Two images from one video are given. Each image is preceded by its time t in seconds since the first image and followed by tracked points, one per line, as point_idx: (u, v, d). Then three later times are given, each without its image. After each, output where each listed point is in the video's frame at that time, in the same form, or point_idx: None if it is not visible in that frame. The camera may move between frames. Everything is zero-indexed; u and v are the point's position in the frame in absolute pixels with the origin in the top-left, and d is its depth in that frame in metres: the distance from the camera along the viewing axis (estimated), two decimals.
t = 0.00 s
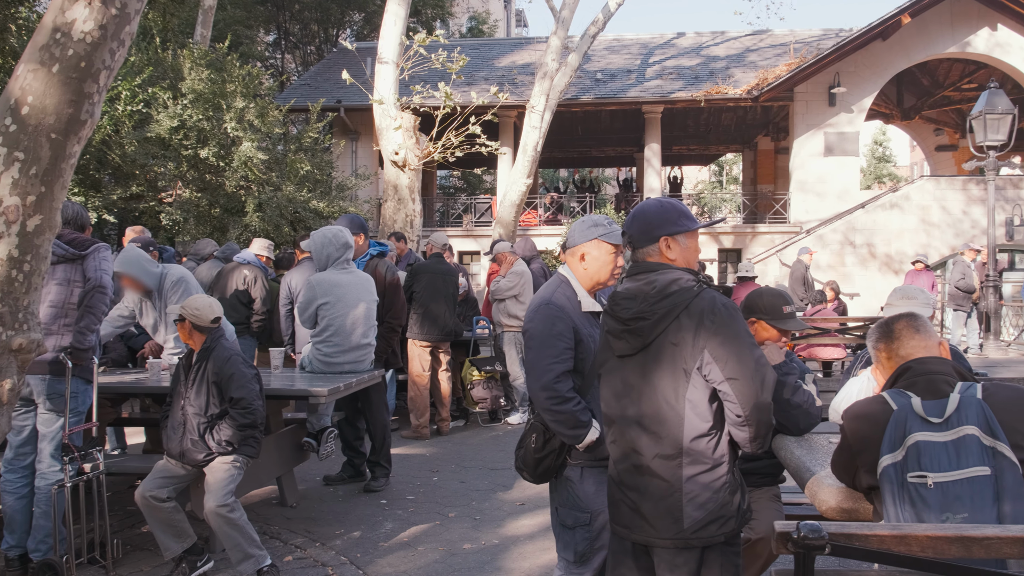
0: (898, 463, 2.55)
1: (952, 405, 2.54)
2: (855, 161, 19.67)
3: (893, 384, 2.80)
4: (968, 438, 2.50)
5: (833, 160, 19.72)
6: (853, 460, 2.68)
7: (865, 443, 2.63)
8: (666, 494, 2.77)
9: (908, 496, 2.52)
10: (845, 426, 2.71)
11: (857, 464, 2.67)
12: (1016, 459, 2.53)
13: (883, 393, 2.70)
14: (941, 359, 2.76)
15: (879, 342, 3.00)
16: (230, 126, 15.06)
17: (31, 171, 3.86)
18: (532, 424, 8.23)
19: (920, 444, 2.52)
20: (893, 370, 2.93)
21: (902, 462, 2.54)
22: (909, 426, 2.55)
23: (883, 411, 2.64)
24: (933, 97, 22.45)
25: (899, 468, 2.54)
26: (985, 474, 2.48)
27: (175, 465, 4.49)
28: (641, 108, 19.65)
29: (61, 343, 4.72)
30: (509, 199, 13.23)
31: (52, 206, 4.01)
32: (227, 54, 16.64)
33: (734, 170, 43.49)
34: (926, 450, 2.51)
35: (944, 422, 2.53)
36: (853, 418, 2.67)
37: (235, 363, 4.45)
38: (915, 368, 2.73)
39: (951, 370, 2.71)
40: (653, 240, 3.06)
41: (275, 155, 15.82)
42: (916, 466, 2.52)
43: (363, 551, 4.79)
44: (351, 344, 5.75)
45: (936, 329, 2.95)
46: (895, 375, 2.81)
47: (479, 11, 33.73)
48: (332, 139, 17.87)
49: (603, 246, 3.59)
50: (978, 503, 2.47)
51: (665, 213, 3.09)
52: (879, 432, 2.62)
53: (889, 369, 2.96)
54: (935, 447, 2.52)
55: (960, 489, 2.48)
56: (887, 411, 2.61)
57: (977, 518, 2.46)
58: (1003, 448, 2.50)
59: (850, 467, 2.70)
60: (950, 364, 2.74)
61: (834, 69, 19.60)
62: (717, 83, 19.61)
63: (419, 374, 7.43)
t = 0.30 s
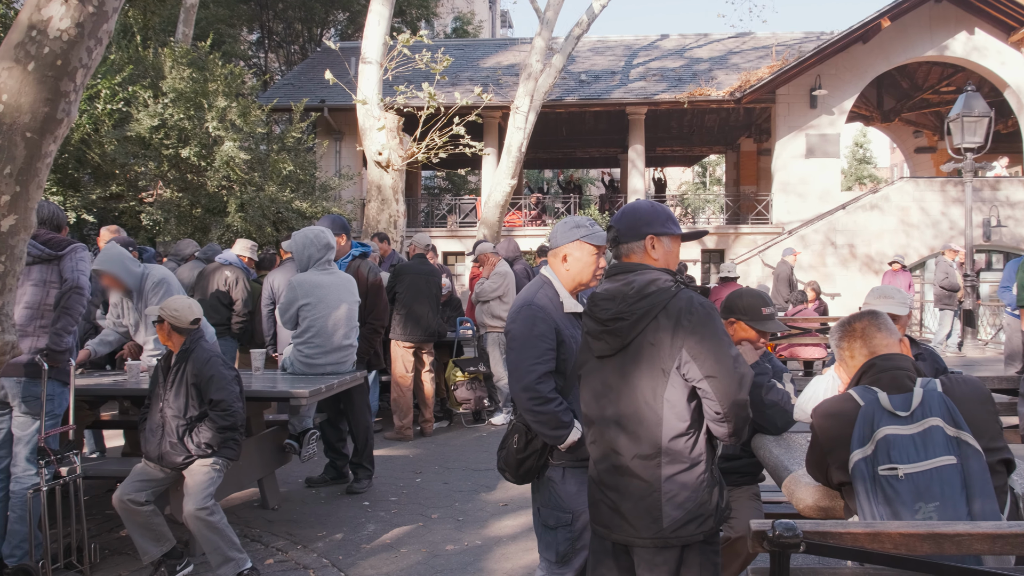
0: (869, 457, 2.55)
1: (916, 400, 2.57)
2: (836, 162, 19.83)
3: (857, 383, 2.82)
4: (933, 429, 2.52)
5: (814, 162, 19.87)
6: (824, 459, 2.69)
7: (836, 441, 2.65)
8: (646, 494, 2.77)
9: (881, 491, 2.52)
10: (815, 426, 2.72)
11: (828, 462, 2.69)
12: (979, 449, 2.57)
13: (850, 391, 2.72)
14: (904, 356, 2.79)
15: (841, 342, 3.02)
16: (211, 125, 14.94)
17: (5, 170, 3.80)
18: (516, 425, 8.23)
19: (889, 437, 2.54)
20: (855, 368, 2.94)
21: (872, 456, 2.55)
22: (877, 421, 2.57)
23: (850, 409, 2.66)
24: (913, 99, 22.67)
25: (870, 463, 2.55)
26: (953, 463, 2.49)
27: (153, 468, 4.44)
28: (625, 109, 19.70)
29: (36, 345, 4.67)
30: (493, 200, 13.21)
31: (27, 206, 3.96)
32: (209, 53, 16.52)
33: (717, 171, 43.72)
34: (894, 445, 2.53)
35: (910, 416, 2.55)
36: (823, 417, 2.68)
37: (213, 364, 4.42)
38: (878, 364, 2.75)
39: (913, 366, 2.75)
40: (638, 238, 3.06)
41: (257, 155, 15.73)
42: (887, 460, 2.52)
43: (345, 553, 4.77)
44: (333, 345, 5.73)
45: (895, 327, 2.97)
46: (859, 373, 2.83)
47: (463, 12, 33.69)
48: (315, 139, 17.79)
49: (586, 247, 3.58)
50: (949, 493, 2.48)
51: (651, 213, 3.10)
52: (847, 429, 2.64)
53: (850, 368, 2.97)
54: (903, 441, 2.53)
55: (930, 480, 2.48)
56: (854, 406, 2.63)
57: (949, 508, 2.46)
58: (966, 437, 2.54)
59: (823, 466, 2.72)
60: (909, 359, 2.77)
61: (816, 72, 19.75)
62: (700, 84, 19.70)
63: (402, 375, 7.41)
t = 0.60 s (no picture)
0: (843, 453, 2.57)
1: (887, 396, 2.60)
2: (819, 164, 19.97)
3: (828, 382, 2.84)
4: (905, 424, 2.55)
5: (797, 164, 20.02)
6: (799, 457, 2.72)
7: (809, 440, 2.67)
8: (627, 495, 2.78)
9: (856, 487, 2.54)
10: (789, 426, 2.75)
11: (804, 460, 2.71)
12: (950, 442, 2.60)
13: (823, 389, 2.74)
14: (873, 355, 2.82)
15: (811, 342, 3.04)
16: (194, 126, 14.84)
17: None
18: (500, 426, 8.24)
19: (863, 434, 2.56)
20: (825, 368, 2.97)
21: (846, 453, 2.57)
22: (850, 417, 2.59)
23: (824, 407, 2.68)
24: (895, 102, 22.87)
25: (845, 459, 2.57)
26: (925, 457, 2.52)
27: (133, 471, 4.40)
28: (610, 110, 19.76)
29: (17, 347, 4.63)
30: (478, 201, 13.21)
31: (7, 205, 3.94)
32: (193, 53, 16.42)
33: (701, 173, 43.92)
34: (868, 441, 2.55)
35: (882, 412, 2.58)
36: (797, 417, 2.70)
37: (196, 366, 4.39)
38: (850, 363, 2.77)
39: (883, 364, 2.79)
40: (625, 239, 3.08)
41: (240, 156, 15.64)
42: (860, 456, 2.54)
43: (328, 556, 4.76)
44: (316, 347, 5.71)
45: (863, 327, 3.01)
46: (830, 372, 2.86)
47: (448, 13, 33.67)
48: (299, 139, 17.71)
49: (570, 248, 3.59)
50: (923, 487, 2.50)
51: (637, 215, 3.11)
52: (822, 427, 2.66)
53: (819, 368, 3.00)
54: (875, 437, 2.55)
55: (904, 475, 2.51)
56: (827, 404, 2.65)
57: (922, 502, 2.48)
58: (937, 431, 2.56)
59: (800, 467, 2.75)
60: (878, 357, 2.80)
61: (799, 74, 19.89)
62: (685, 86, 19.79)
63: (386, 376, 7.39)
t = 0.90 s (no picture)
0: (819, 456, 2.60)
1: (865, 400, 2.61)
2: (804, 166, 20.10)
3: (808, 383, 2.86)
4: (882, 429, 2.56)
5: (782, 166, 20.14)
6: (777, 458, 2.74)
7: (788, 441, 2.70)
8: (609, 498, 2.79)
9: (830, 490, 2.58)
10: (769, 428, 2.77)
11: (782, 461, 2.74)
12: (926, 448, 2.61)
13: (802, 391, 2.75)
14: (854, 357, 2.82)
15: (793, 342, 3.05)
16: (178, 126, 14.76)
17: None
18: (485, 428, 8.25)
19: (839, 437, 2.58)
20: (805, 369, 2.99)
21: (822, 456, 2.60)
22: (828, 420, 2.60)
23: (803, 409, 2.69)
24: (879, 105, 23.04)
25: (821, 462, 2.60)
26: (900, 463, 2.54)
27: (115, 473, 4.37)
28: (596, 112, 19.79)
29: None
30: (464, 203, 13.22)
31: None
32: (177, 53, 16.34)
33: (687, 175, 44.06)
34: (844, 445, 2.57)
35: (859, 415, 2.59)
36: (776, 419, 2.73)
37: (178, 368, 4.37)
38: (829, 365, 2.79)
39: (864, 367, 2.78)
40: (608, 242, 3.09)
41: (225, 157, 15.57)
42: (836, 459, 2.57)
43: (311, 559, 4.74)
44: (300, 348, 5.70)
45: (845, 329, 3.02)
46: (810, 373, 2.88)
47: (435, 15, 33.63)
48: (284, 140, 17.65)
49: (554, 251, 3.59)
50: (895, 491, 2.53)
51: (620, 218, 3.12)
52: (800, 428, 2.68)
53: (800, 368, 3.02)
54: (852, 440, 2.57)
55: (877, 480, 2.54)
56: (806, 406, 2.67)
57: (894, 507, 2.52)
58: (914, 437, 2.57)
59: (778, 466, 2.78)
60: (859, 360, 2.81)
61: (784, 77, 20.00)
62: (670, 89, 19.86)
63: (371, 378, 7.38)
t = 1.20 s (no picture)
0: (804, 455, 2.62)
1: (858, 403, 2.60)
2: (789, 169, 20.23)
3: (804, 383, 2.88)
4: (870, 434, 2.57)
5: (768, 168, 20.26)
6: (766, 455, 2.76)
7: (776, 441, 2.72)
8: (593, 500, 2.80)
9: (811, 490, 2.61)
10: (759, 427, 2.79)
11: (770, 459, 2.76)
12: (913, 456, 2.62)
13: (796, 391, 2.76)
14: (851, 362, 2.83)
15: (793, 344, 3.07)
16: (163, 128, 14.69)
17: None
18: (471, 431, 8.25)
19: (826, 438, 2.60)
20: (804, 369, 3.01)
21: (807, 455, 2.62)
22: (816, 421, 2.62)
23: (794, 409, 2.70)
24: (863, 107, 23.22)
25: (805, 462, 2.62)
26: (884, 469, 2.56)
27: (98, 476, 4.34)
28: (582, 115, 19.84)
29: None
30: (451, 205, 13.22)
31: None
32: (161, 54, 16.26)
33: (673, 177, 44.21)
34: (830, 446, 2.59)
35: (850, 418, 2.60)
36: (768, 418, 2.74)
37: (162, 371, 4.34)
38: (826, 367, 2.80)
39: (861, 372, 2.77)
40: (591, 244, 3.09)
41: (210, 158, 15.49)
42: (820, 459, 2.60)
43: (296, 561, 4.72)
44: (285, 351, 5.69)
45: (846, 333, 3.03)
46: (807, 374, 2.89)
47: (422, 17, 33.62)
48: (269, 142, 17.59)
49: (538, 252, 3.60)
50: (875, 495, 2.56)
51: (603, 220, 3.14)
52: (789, 428, 2.70)
53: (800, 368, 3.03)
54: (839, 442, 2.59)
55: (859, 483, 2.56)
56: (798, 406, 2.68)
57: (873, 510, 2.55)
58: (902, 445, 2.57)
59: (765, 464, 2.80)
60: (860, 365, 2.81)
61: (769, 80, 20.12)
62: (656, 91, 19.94)
63: (356, 381, 7.38)
